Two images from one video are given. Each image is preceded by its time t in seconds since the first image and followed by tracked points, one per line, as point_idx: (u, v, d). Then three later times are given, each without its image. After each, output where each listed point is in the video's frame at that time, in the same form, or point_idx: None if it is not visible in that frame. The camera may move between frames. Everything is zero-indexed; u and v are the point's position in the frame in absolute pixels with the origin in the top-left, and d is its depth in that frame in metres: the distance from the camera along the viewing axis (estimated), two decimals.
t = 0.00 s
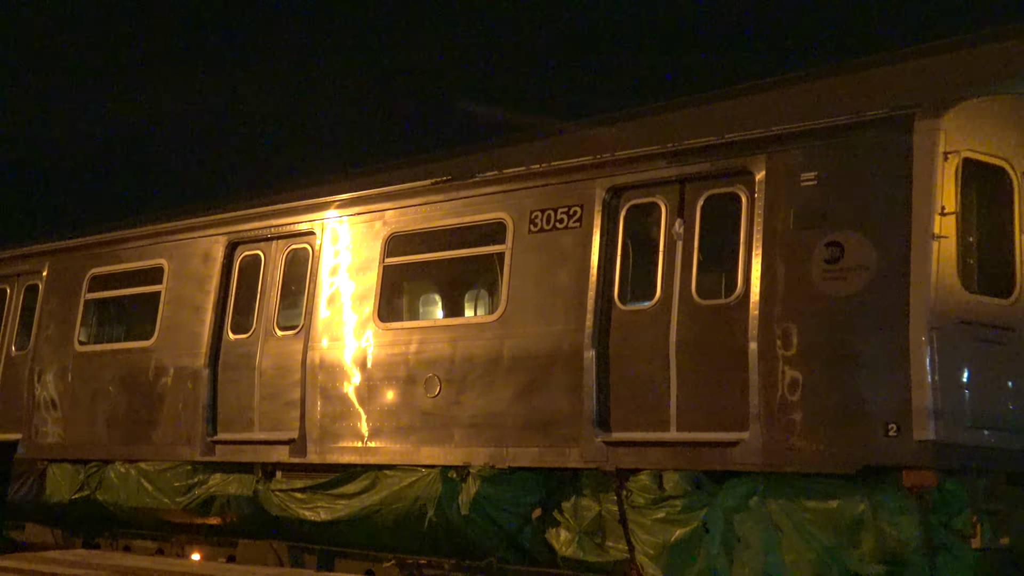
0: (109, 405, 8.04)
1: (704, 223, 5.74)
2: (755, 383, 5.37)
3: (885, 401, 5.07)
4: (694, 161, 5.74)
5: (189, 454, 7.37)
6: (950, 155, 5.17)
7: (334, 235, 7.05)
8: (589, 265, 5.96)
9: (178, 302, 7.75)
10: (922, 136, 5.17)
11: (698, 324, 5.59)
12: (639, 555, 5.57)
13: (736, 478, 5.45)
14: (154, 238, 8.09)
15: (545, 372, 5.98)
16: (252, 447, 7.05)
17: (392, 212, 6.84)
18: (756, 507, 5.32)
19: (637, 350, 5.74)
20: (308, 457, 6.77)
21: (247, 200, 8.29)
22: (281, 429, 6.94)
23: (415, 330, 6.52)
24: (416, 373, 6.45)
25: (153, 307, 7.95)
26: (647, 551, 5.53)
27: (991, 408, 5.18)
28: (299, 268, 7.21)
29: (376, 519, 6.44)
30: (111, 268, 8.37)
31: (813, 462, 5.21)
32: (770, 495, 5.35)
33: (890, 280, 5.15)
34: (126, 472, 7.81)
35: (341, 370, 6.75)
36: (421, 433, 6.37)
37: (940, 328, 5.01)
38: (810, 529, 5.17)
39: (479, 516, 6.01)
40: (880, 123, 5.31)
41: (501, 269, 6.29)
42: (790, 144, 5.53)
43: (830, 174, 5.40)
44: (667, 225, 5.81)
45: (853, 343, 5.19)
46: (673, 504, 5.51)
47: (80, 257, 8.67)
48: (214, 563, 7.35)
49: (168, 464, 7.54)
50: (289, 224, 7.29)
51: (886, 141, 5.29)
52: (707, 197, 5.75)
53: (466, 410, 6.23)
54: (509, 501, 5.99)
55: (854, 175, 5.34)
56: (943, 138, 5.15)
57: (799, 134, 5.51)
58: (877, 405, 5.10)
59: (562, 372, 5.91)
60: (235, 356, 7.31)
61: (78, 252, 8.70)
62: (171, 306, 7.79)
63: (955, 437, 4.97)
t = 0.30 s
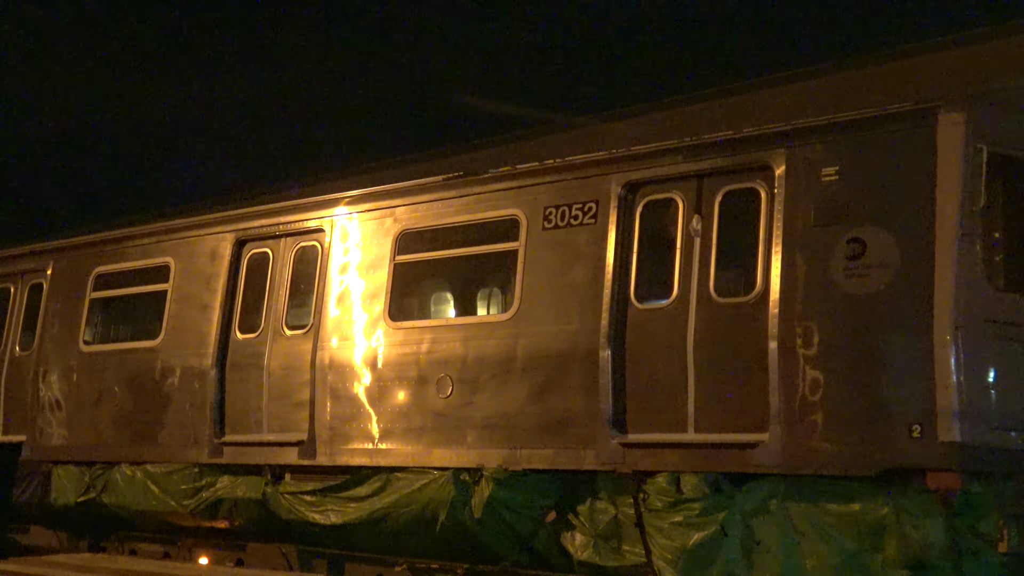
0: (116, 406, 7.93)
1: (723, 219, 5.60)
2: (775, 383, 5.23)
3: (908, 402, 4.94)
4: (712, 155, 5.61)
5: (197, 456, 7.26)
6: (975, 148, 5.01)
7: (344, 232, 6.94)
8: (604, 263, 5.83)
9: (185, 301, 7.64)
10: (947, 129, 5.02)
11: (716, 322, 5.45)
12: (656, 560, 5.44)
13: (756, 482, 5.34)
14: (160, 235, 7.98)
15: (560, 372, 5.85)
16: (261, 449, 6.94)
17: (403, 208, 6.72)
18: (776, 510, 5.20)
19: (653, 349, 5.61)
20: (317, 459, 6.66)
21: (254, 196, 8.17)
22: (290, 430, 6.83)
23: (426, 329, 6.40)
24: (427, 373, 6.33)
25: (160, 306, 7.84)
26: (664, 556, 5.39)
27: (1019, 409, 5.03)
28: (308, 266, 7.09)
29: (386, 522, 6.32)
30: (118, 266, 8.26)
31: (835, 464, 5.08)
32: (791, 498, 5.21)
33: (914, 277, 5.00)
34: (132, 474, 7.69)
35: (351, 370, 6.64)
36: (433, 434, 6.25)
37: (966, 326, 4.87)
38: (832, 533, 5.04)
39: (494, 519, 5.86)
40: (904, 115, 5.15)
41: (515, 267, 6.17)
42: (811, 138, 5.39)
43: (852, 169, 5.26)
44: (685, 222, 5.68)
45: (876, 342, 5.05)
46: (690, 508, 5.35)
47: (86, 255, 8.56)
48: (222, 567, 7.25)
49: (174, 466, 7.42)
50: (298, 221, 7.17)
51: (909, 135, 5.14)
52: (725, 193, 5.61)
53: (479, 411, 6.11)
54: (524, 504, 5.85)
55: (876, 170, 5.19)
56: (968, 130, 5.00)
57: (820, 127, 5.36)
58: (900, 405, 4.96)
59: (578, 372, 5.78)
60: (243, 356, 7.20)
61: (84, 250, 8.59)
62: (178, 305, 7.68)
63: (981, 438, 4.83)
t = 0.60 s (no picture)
0: (130, 403, 7.92)
1: (741, 215, 5.54)
2: (794, 380, 5.17)
3: (929, 399, 4.86)
4: (731, 151, 5.55)
5: (211, 453, 7.24)
6: (1001, 141, 4.90)
7: (359, 228, 6.90)
8: (621, 259, 5.78)
9: (199, 298, 7.62)
10: (970, 122, 4.93)
11: (734, 319, 5.40)
12: (674, 558, 5.40)
13: (775, 479, 5.27)
14: (174, 231, 7.96)
15: (577, 369, 5.80)
16: (275, 446, 6.91)
17: (418, 204, 6.67)
18: (796, 508, 5.14)
19: (671, 347, 5.56)
20: (332, 457, 6.63)
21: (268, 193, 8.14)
22: (305, 427, 6.80)
23: (441, 327, 6.36)
24: (443, 370, 6.29)
25: (173, 303, 7.82)
26: (682, 554, 5.35)
27: None
28: (323, 262, 7.06)
29: (402, 520, 6.30)
30: (131, 263, 8.24)
31: (855, 463, 5.02)
32: (811, 497, 5.15)
33: (936, 273, 4.93)
34: (146, 471, 7.68)
35: (365, 367, 6.61)
36: (449, 431, 6.21)
37: (990, 323, 4.76)
38: (852, 532, 4.99)
39: (509, 518, 5.85)
40: (925, 109, 5.08)
41: (531, 264, 6.13)
42: (830, 132, 5.32)
43: (872, 164, 5.19)
44: (703, 217, 5.62)
45: (897, 339, 4.98)
46: (709, 506, 5.30)
47: (99, 251, 8.55)
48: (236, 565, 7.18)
49: (188, 463, 7.42)
50: (313, 217, 7.14)
51: (931, 129, 5.06)
52: (744, 188, 5.55)
53: (495, 409, 6.07)
54: (541, 503, 5.82)
55: (897, 165, 5.12)
56: (992, 123, 4.90)
57: (840, 121, 5.30)
58: (921, 403, 4.88)
59: (595, 369, 5.74)
60: (258, 353, 7.17)
61: (97, 246, 8.57)
62: (192, 301, 7.66)
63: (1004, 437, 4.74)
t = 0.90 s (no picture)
0: (147, 401, 7.95)
1: (758, 211, 5.52)
2: (812, 376, 5.14)
3: (948, 395, 4.83)
4: (747, 146, 5.53)
5: (228, 450, 7.26)
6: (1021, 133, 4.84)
7: (375, 225, 6.90)
8: (638, 255, 5.77)
9: (215, 295, 7.64)
10: (989, 116, 4.89)
11: (752, 315, 5.39)
12: (690, 555, 5.39)
13: (792, 476, 5.26)
14: (191, 229, 7.98)
15: (594, 365, 5.80)
16: (292, 443, 6.93)
17: (435, 201, 6.67)
18: (813, 505, 5.11)
19: (688, 342, 5.55)
20: (349, 453, 6.64)
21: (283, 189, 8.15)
22: (322, 424, 6.81)
23: (458, 323, 6.35)
24: (459, 367, 6.29)
25: (190, 301, 7.85)
26: (699, 550, 5.35)
27: None
28: (339, 259, 7.07)
29: (419, 516, 6.33)
30: (148, 260, 8.26)
31: (873, 458, 4.98)
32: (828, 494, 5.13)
33: (953, 267, 4.90)
34: (165, 468, 7.76)
35: (382, 364, 6.61)
36: (466, 428, 6.21)
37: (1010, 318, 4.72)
38: (870, 528, 4.96)
39: (526, 514, 5.87)
40: (944, 103, 5.04)
41: (548, 260, 6.12)
42: (848, 127, 5.29)
43: (890, 158, 5.16)
44: (720, 212, 5.61)
45: (915, 334, 4.95)
46: (726, 502, 5.32)
47: (116, 249, 8.58)
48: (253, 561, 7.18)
49: (206, 461, 7.47)
50: (329, 214, 7.15)
51: (949, 123, 5.03)
52: (761, 183, 5.53)
53: (512, 405, 6.06)
54: (558, 499, 5.83)
55: (915, 159, 5.09)
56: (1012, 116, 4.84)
57: (857, 116, 5.27)
58: (940, 399, 4.85)
59: (612, 365, 5.73)
60: (274, 350, 7.19)
61: (114, 244, 8.60)
62: (209, 299, 7.68)
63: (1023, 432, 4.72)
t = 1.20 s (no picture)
0: (165, 398, 7.98)
1: (776, 208, 5.50)
2: (830, 374, 5.13)
3: (967, 393, 4.80)
4: (765, 143, 5.52)
5: (245, 448, 7.28)
6: None
7: (392, 223, 6.91)
8: (655, 253, 5.76)
9: (232, 293, 7.66)
10: (1009, 113, 4.87)
11: (770, 312, 5.38)
12: (708, 552, 5.39)
13: (811, 473, 5.25)
14: (208, 227, 8.00)
15: (612, 363, 5.80)
16: (309, 441, 6.94)
17: (451, 199, 6.68)
18: (831, 502, 5.09)
19: (706, 340, 5.54)
20: (366, 451, 6.65)
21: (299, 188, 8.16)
22: (338, 422, 6.83)
23: (475, 322, 6.36)
24: (476, 365, 6.29)
25: (207, 299, 7.87)
26: (716, 548, 5.35)
27: None
28: (356, 257, 7.08)
29: (437, 514, 6.35)
30: (166, 259, 8.29)
31: (891, 456, 4.96)
32: (847, 491, 5.10)
33: (973, 264, 4.87)
34: (183, 466, 7.81)
35: (399, 362, 6.62)
36: (483, 426, 6.22)
37: None
38: (888, 526, 4.93)
39: (544, 511, 5.89)
40: (964, 100, 5.02)
41: (564, 258, 6.12)
42: (867, 123, 5.27)
43: (909, 155, 5.14)
44: (738, 210, 5.59)
45: (933, 331, 4.92)
46: (744, 499, 5.31)
47: (134, 247, 8.61)
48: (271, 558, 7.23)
49: (224, 459, 7.51)
50: (345, 212, 7.16)
51: (969, 119, 5.00)
52: (779, 180, 5.52)
53: (529, 403, 6.07)
54: (575, 496, 5.84)
55: (935, 156, 5.07)
56: None
57: (877, 113, 5.25)
58: (959, 397, 4.82)
59: (630, 363, 5.73)
60: (291, 348, 7.21)
61: (132, 242, 8.63)
62: (226, 297, 7.70)
63: None
